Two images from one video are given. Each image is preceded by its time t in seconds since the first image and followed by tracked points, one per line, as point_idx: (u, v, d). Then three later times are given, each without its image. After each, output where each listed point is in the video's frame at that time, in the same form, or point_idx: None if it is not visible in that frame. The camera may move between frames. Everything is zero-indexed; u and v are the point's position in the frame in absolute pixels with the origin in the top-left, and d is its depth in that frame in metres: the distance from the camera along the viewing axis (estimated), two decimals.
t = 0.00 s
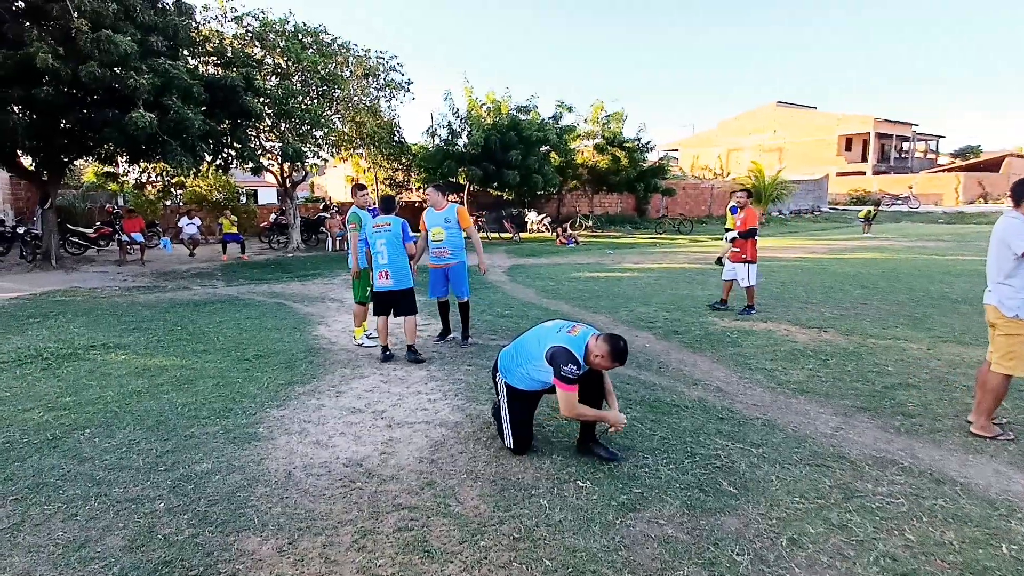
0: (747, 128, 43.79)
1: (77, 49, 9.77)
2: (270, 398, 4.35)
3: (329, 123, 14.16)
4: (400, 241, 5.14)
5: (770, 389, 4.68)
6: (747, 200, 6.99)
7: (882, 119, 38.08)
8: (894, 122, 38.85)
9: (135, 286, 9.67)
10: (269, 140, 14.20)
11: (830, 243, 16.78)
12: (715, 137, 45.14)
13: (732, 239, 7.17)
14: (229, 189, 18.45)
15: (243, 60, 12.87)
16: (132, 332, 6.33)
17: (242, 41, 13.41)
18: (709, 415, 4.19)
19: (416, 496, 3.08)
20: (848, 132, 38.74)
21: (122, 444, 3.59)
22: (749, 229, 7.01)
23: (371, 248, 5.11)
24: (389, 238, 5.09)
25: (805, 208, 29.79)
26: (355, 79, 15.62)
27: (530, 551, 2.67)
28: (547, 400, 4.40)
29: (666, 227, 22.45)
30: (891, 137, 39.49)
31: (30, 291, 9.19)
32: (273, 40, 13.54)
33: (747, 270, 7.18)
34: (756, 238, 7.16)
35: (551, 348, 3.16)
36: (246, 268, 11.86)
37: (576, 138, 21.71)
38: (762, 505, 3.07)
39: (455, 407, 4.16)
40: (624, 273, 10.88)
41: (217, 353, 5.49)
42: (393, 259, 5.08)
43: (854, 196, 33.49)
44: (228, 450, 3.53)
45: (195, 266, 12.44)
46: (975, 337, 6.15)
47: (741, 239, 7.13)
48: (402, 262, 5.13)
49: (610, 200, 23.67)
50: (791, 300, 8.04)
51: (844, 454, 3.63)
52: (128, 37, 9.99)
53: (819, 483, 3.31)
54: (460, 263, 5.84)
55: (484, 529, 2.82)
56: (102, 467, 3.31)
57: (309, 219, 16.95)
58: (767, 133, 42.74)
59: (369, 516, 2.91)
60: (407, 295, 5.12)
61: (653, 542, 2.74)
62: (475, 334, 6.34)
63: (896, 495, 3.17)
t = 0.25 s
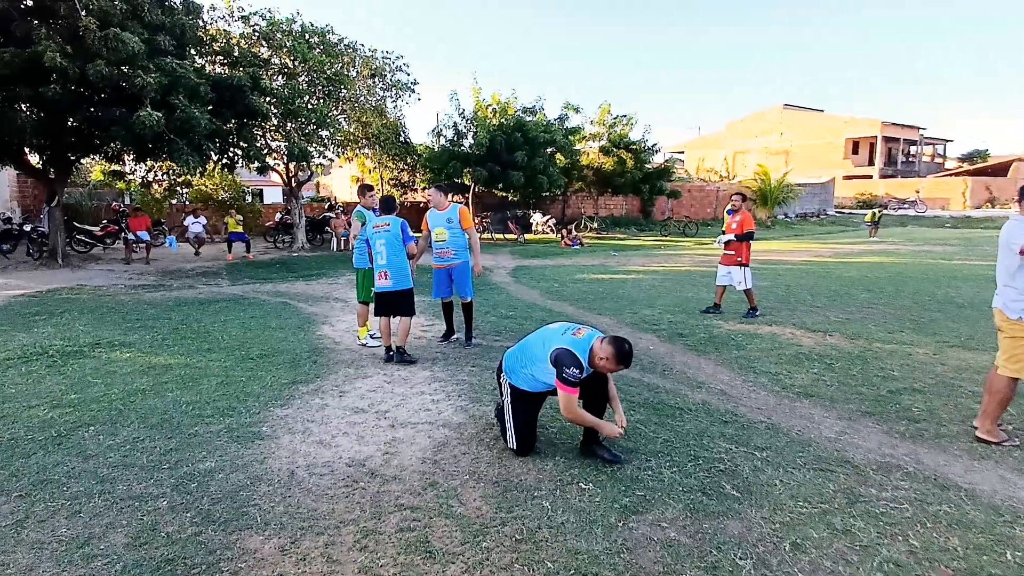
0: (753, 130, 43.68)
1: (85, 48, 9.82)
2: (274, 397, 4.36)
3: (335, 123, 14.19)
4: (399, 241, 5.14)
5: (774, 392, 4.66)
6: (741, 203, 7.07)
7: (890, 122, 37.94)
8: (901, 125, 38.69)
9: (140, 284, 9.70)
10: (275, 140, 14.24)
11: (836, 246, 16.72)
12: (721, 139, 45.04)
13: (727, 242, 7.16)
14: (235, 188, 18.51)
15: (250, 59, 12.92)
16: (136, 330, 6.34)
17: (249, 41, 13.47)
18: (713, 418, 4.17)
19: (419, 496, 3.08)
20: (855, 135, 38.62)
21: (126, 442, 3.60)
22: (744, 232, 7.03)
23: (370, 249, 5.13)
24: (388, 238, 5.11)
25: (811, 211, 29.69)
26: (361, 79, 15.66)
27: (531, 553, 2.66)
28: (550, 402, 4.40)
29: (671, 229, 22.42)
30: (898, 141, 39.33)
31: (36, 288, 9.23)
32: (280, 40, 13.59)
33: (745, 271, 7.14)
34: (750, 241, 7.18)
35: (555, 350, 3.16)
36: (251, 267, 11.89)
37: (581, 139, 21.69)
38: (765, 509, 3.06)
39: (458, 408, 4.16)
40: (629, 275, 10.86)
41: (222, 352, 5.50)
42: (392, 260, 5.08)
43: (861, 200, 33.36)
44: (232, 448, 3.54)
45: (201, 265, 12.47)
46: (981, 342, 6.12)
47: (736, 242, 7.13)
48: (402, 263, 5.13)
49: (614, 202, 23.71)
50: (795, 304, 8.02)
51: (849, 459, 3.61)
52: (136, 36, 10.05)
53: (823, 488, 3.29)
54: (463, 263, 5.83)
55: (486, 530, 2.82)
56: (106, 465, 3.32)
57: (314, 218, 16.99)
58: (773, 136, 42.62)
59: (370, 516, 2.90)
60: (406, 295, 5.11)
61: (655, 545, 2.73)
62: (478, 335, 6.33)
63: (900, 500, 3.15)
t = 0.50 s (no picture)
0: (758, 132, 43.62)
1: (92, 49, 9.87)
2: (278, 397, 4.37)
3: (340, 124, 14.23)
4: (402, 243, 5.14)
5: (778, 395, 4.65)
6: (734, 204, 7.15)
7: (895, 125, 37.82)
8: (907, 128, 38.57)
9: (146, 284, 9.74)
10: (280, 141, 14.28)
11: (841, 249, 16.65)
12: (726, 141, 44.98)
13: (723, 242, 7.13)
14: (240, 188, 18.56)
15: (255, 61, 12.97)
16: (142, 330, 6.37)
17: (254, 42, 13.52)
18: (717, 421, 4.16)
19: (422, 497, 3.08)
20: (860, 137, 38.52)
21: (131, 441, 3.61)
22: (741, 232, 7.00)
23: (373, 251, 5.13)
24: (391, 240, 5.10)
25: (815, 213, 29.62)
26: (366, 80, 15.70)
27: (535, 555, 2.66)
28: (554, 404, 4.40)
29: (676, 231, 22.39)
30: (904, 143, 39.21)
31: (42, 288, 9.28)
32: (285, 41, 13.63)
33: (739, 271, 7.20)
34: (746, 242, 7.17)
35: (557, 352, 3.16)
36: (256, 268, 11.92)
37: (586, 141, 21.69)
38: (769, 513, 3.04)
39: (461, 409, 4.16)
40: (633, 277, 10.85)
41: (226, 352, 5.52)
42: (395, 262, 5.08)
43: (866, 202, 33.27)
44: (236, 448, 3.55)
45: (206, 265, 12.51)
46: (987, 345, 6.10)
47: (732, 242, 7.10)
48: (405, 265, 5.13)
49: (618, 204, 23.73)
50: (800, 306, 8.00)
51: (854, 463, 3.59)
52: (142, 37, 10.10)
53: (827, 491, 3.28)
54: (466, 264, 5.83)
55: (489, 531, 2.82)
56: (111, 463, 3.33)
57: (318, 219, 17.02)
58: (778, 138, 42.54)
59: (374, 516, 2.91)
60: (408, 297, 5.11)
61: (659, 548, 2.73)
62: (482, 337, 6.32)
63: (905, 504, 3.14)
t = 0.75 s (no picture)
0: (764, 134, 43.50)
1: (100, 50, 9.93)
2: (283, 396, 4.38)
3: (346, 125, 14.26)
4: (407, 244, 5.14)
5: (784, 398, 4.63)
6: (735, 205, 7.14)
7: (903, 127, 37.62)
8: (915, 130, 38.37)
9: (152, 284, 9.78)
10: (286, 141, 14.32)
11: (848, 251, 16.57)
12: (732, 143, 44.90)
13: (725, 243, 7.10)
14: (246, 189, 18.63)
15: (262, 62, 13.03)
16: (149, 329, 6.41)
17: (261, 43, 13.57)
18: (722, 423, 4.14)
19: (426, 497, 3.08)
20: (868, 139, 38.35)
21: (137, 439, 3.63)
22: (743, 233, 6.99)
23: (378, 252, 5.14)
24: (395, 241, 5.11)
25: (822, 215, 29.49)
26: (372, 81, 15.74)
27: (538, 556, 2.66)
28: (558, 405, 4.39)
29: (681, 232, 22.36)
30: (912, 145, 39.00)
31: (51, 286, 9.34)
32: (292, 42, 13.68)
33: (744, 272, 7.13)
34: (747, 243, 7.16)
35: (560, 354, 3.16)
36: (261, 268, 11.96)
37: (592, 142, 21.67)
38: (775, 516, 3.03)
39: (466, 409, 4.16)
40: (638, 278, 10.83)
41: (232, 351, 5.53)
42: (400, 263, 5.09)
43: (874, 204, 33.09)
44: (241, 447, 3.56)
45: (212, 265, 12.56)
46: (995, 349, 6.06)
47: (734, 243, 7.07)
48: (409, 266, 5.13)
49: (624, 205, 23.79)
50: (806, 309, 7.96)
51: (861, 466, 3.57)
52: (149, 38, 10.17)
53: (833, 494, 3.26)
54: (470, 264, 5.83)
55: (493, 532, 2.81)
56: (118, 461, 3.34)
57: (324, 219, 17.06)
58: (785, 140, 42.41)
59: (378, 516, 2.91)
60: (413, 298, 5.11)
61: (663, 550, 2.72)
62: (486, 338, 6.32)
63: (912, 508, 3.12)
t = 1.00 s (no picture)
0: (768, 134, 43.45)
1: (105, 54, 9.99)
2: (288, 399, 4.38)
3: (350, 127, 14.29)
4: (411, 248, 5.15)
5: (789, 399, 4.62)
6: (737, 206, 7.14)
7: (907, 127, 37.52)
8: (919, 130, 38.27)
9: (157, 286, 9.81)
10: (290, 144, 14.37)
11: (852, 252, 16.53)
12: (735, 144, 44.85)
13: (728, 243, 7.10)
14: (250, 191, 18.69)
15: (266, 65, 13.08)
16: (154, 331, 6.43)
17: (265, 46, 13.62)
18: (727, 424, 4.14)
19: (431, 499, 3.08)
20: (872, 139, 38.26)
21: (143, 442, 3.64)
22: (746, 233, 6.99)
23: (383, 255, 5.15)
24: (400, 244, 5.12)
25: (827, 216, 29.43)
26: (376, 83, 15.78)
27: (544, 557, 2.66)
28: (563, 406, 4.39)
29: (685, 233, 22.34)
30: (916, 145, 38.90)
31: (56, 289, 9.38)
32: (296, 45, 13.73)
33: (747, 272, 7.12)
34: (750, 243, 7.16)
35: (564, 355, 3.15)
36: (265, 270, 11.99)
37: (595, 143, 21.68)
38: (780, 517, 3.02)
39: (470, 411, 4.16)
40: (642, 280, 10.83)
41: (236, 353, 5.55)
42: (404, 266, 5.09)
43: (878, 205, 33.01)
44: (246, 449, 3.57)
45: (217, 267, 12.61)
46: (1001, 349, 6.05)
47: (737, 243, 7.07)
48: (414, 269, 5.14)
49: (627, 206, 23.79)
50: (811, 309, 7.95)
51: (867, 467, 3.56)
52: (154, 42, 10.22)
53: (839, 495, 3.26)
54: (474, 267, 5.84)
55: (498, 533, 2.82)
56: (123, 464, 3.35)
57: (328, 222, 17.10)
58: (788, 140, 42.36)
59: (383, 517, 2.91)
60: (417, 302, 5.11)
61: (668, 551, 2.71)
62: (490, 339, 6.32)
63: (918, 509, 3.11)
